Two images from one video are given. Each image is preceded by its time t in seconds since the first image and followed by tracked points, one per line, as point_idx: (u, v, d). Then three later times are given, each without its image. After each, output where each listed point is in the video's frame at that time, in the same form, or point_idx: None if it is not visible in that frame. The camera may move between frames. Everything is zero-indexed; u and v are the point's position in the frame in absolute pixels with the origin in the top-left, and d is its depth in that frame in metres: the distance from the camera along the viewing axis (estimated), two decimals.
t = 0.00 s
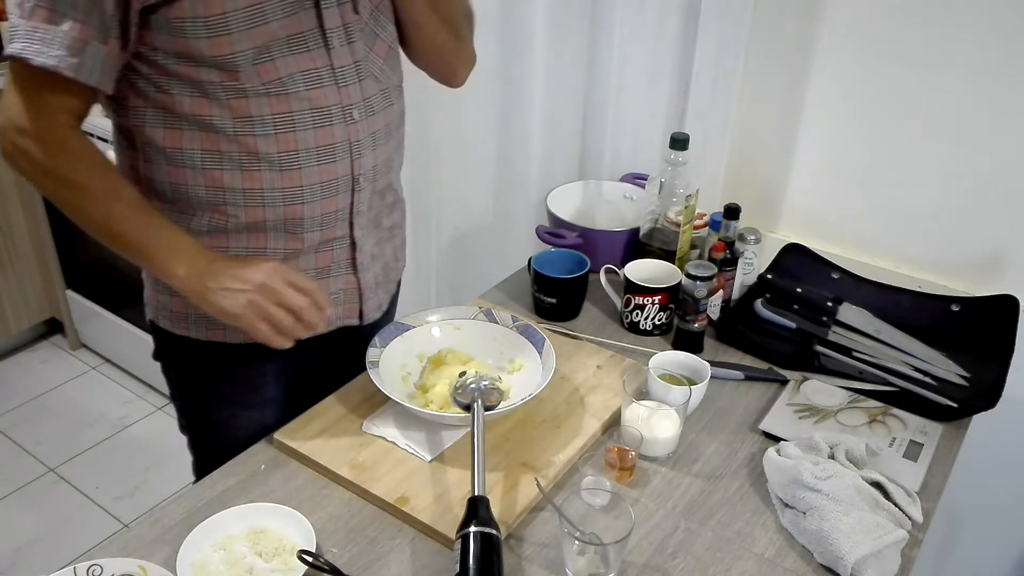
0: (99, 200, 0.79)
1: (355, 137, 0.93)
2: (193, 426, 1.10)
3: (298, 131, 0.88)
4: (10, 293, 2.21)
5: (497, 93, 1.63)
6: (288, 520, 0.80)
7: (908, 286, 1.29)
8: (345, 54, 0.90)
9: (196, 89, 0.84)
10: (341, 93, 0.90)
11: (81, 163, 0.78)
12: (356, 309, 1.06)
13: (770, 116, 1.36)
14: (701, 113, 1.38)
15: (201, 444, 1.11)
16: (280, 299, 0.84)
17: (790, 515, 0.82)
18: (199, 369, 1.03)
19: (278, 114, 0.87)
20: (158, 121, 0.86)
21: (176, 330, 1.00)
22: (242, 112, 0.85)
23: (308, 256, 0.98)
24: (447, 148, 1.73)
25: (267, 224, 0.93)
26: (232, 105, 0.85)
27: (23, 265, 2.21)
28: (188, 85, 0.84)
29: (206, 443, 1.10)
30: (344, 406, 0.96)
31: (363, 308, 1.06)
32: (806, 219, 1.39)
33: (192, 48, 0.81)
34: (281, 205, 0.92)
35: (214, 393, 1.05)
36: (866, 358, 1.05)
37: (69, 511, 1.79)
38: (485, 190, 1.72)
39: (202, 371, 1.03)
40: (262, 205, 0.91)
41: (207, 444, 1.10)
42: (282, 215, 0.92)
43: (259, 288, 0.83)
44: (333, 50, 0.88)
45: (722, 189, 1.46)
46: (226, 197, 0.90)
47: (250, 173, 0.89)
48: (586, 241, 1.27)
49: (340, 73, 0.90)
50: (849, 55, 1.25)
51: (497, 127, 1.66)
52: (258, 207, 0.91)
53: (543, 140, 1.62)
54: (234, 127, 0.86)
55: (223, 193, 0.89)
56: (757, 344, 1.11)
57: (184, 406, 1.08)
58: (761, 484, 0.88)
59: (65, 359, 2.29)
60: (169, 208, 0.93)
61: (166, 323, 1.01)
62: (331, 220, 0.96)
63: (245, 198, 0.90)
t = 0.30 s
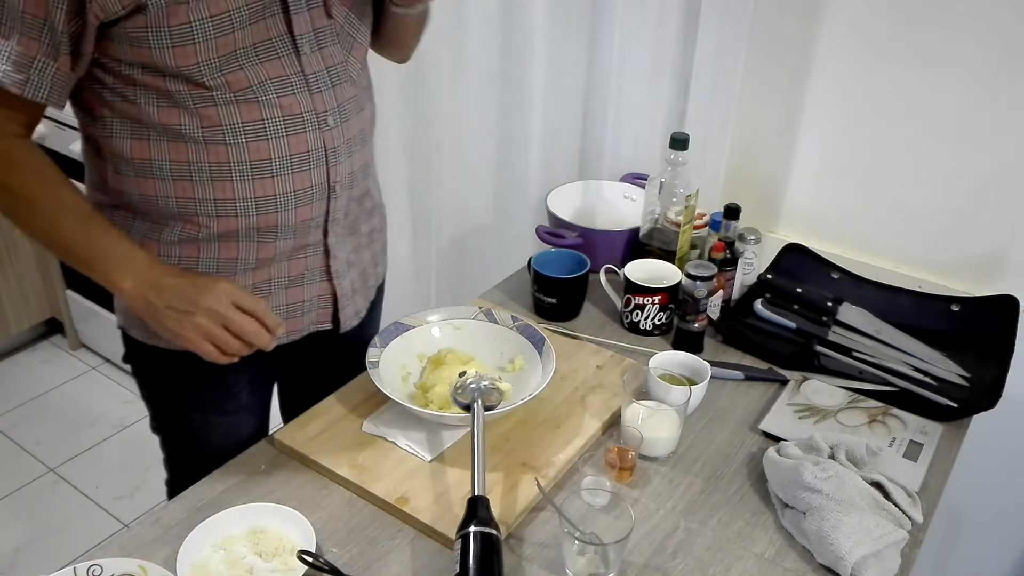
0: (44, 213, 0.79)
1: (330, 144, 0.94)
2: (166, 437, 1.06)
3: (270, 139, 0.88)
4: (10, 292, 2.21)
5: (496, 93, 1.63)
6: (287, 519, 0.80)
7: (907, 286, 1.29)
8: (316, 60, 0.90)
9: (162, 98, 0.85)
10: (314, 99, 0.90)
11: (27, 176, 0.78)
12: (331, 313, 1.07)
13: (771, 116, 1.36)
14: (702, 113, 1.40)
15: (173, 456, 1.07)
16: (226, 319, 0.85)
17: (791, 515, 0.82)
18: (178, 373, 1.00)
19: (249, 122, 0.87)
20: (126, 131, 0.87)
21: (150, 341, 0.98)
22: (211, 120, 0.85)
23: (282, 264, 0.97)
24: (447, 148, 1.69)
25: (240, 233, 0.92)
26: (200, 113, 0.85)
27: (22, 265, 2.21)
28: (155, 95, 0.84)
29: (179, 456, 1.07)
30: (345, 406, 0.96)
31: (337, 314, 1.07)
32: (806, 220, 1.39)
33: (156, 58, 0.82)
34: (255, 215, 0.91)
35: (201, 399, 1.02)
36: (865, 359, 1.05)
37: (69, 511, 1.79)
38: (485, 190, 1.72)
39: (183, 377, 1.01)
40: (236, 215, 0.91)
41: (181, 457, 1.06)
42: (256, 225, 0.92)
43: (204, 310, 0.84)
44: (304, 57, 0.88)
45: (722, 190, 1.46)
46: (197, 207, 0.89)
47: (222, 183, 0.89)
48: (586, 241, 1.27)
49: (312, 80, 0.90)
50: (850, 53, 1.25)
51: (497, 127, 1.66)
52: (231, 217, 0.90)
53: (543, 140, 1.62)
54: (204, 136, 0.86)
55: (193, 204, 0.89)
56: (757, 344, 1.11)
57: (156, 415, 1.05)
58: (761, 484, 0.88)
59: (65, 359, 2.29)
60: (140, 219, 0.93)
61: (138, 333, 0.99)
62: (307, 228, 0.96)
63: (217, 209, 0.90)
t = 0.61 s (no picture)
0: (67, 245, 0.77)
1: (326, 143, 0.95)
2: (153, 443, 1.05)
3: (275, 146, 0.89)
4: (10, 292, 2.21)
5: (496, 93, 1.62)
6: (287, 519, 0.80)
7: (907, 286, 1.28)
8: (309, 61, 0.92)
9: (165, 113, 0.84)
10: (311, 101, 0.92)
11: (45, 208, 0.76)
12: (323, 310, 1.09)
13: (770, 116, 1.36)
14: (701, 114, 1.38)
15: (160, 463, 1.05)
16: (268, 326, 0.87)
17: (791, 515, 0.82)
18: (175, 377, 1.00)
19: (255, 130, 0.87)
20: (122, 149, 0.85)
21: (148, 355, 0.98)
22: (217, 132, 0.85)
23: (279, 264, 0.98)
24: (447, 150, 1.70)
25: (244, 241, 0.92)
26: (206, 126, 0.85)
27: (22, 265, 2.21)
28: (156, 111, 0.83)
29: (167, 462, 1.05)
30: (344, 406, 0.96)
31: (330, 309, 1.09)
32: (806, 220, 1.39)
33: (164, 75, 0.81)
34: (260, 223, 0.91)
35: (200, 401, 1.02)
36: (865, 359, 1.05)
37: (69, 511, 1.79)
38: (485, 190, 1.72)
39: (181, 380, 1.01)
40: (241, 224, 0.90)
41: (169, 464, 1.05)
42: (261, 231, 0.92)
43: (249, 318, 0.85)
44: (300, 60, 0.90)
45: (722, 190, 1.46)
46: (201, 220, 0.89)
47: (228, 194, 0.88)
48: (586, 241, 1.27)
49: (308, 83, 0.91)
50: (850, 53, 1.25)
51: (497, 127, 1.65)
52: (236, 227, 0.90)
53: (542, 138, 1.63)
54: (211, 147, 0.86)
55: (197, 217, 0.88)
56: (757, 344, 1.11)
57: (145, 421, 1.04)
58: (761, 484, 0.88)
59: (65, 359, 2.29)
60: (136, 236, 0.91)
61: (137, 352, 0.98)
62: (305, 227, 0.98)
63: (223, 220, 0.89)
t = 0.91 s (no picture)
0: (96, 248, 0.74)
1: (317, 142, 0.97)
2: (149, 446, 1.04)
3: (273, 150, 0.89)
4: (10, 292, 2.21)
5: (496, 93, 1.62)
6: (286, 519, 0.80)
7: (907, 286, 1.28)
8: (299, 61, 0.93)
9: (163, 125, 0.83)
10: (302, 102, 0.93)
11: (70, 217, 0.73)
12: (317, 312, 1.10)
13: (770, 117, 1.36)
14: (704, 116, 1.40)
15: (156, 467, 1.04)
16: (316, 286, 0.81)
17: (791, 515, 0.82)
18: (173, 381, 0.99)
19: (254, 135, 0.87)
20: (117, 162, 0.83)
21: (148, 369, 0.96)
22: (217, 139, 0.85)
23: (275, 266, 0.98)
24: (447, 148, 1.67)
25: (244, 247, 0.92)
26: (206, 134, 0.85)
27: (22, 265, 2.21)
28: (155, 123, 0.82)
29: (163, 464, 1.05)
30: (344, 406, 0.96)
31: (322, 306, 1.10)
32: (806, 220, 1.39)
33: (166, 86, 0.81)
34: (259, 227, 0.92)
35: (198, 404, 1.02)
36: (866, 359, 1.06)
37: (69, 511, 1.79)
38: (485, 190, 1.72)
39: (180, 383, 1.00)
40: (241, 230, 0.90)
41: (165, 467, 1.04)
42: (260, 236, 0.92)
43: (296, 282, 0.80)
44: (291, 61, 0.91)
45: (722, 190, 1.46)
46: (202, 229, 0.88)
47: (228, 201, 0.88)
48: (586, 241, 1.27)
49: (299, 83, 0.93)
50: (851, 54, 1.25)
51: (497, 126, 1.65)
52: (236, 233, 0.90)
53: (543, 136, 1.63)
54: (211, 155, 0.85)
55: (198, 225, 0.88)
56: (757, 344, 1.11)
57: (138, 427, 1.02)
58: (761, 484, 0.88)
59: (66, 359, 2.29)
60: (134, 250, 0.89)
61: (134, 364, 0.96)
62: (300, 228, 0.99)
63: (223, 228, 0.89)
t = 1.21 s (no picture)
0: (136, 266, 0.73)
1: (309, 146, 0.95)
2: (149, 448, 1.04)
3: (260, 154, 0.88)
4: (10, 292, 2.21)
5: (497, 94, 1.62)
6: (286, 519, 0.80)
7: (908, 287, 1.28)
8: (290, 65, 0.91)
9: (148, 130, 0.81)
10: (293, 105, 0.91)
11: (108, 234, 0.72)
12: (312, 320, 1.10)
13: (769, 117, 1.37)
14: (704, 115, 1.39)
15: (156, 467, 1.04)
16: (345, 290, 0.80)
17: (790, 515, 0.82)
18: (169, 384, 0.99)
19: (240, 139, 0.86)
20: (105, 167, 0.83)
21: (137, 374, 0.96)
22: (202, 143, 0.84)
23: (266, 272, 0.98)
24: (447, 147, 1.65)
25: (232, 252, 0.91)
26: (190, 138, 0.83)
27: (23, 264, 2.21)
28: (138, 131, 0.81)
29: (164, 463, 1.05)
30: (344, 406, 0.96)
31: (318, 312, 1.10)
32: (807, 220, 1.39)
33: (154, 90, 0.79)
34: (248, 232, 0.91)
35: (196, 404, 1.01)
36: (866, 359, 1.06)
37: (69, 511, 1.79)
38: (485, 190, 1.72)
39: (175, 387, 0.99)
40: (228, 235, 0.89)
41: (166, 468, 1.04)
42: (249, 241, 0.91)
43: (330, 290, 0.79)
44: (281, 65, 0.89)
45: (722, 190, 1.46)
46: (188, 233, 0.88)
47: (214, 206, 0.87)
48: (585, 241, 1.27)
49: (291, 87, 0.91)
50: (850, 56, 1.25)
51: (497, 126, 1.64)
52: (224, 238, 0.89)
53: (543, 135, 1.65)
54: (196, 159, 0.84)
55: (184, 230, 0.87)
56: (757, 344, 1.11)
57: (137, 429, 1.02)
58: (761, 484, 0.88)
59: (65, 359, 2.29)
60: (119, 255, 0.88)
61: (122, 369, 0.95)
62: (292, 234, 0.98)
63: (209, 233, 0.88)
